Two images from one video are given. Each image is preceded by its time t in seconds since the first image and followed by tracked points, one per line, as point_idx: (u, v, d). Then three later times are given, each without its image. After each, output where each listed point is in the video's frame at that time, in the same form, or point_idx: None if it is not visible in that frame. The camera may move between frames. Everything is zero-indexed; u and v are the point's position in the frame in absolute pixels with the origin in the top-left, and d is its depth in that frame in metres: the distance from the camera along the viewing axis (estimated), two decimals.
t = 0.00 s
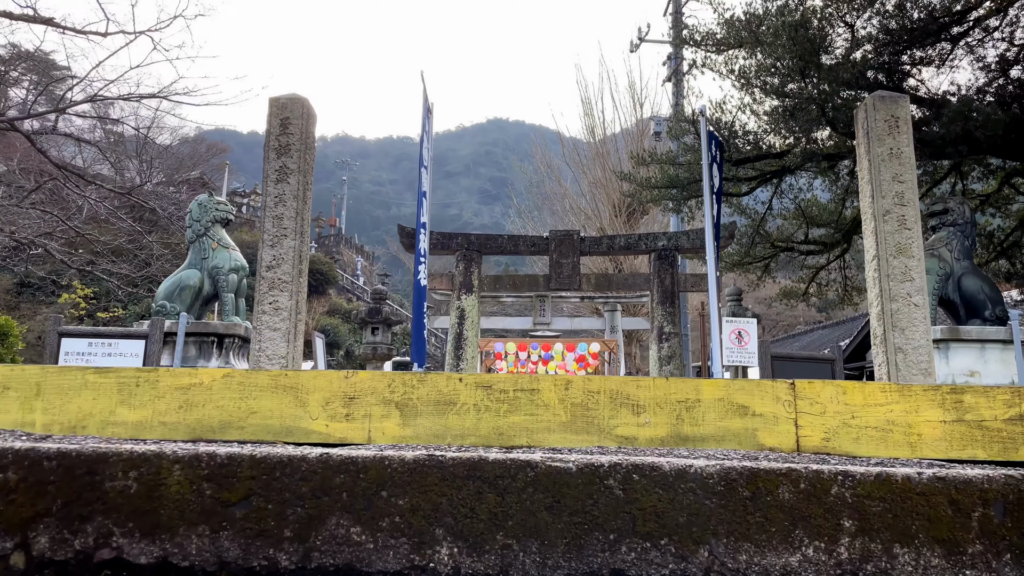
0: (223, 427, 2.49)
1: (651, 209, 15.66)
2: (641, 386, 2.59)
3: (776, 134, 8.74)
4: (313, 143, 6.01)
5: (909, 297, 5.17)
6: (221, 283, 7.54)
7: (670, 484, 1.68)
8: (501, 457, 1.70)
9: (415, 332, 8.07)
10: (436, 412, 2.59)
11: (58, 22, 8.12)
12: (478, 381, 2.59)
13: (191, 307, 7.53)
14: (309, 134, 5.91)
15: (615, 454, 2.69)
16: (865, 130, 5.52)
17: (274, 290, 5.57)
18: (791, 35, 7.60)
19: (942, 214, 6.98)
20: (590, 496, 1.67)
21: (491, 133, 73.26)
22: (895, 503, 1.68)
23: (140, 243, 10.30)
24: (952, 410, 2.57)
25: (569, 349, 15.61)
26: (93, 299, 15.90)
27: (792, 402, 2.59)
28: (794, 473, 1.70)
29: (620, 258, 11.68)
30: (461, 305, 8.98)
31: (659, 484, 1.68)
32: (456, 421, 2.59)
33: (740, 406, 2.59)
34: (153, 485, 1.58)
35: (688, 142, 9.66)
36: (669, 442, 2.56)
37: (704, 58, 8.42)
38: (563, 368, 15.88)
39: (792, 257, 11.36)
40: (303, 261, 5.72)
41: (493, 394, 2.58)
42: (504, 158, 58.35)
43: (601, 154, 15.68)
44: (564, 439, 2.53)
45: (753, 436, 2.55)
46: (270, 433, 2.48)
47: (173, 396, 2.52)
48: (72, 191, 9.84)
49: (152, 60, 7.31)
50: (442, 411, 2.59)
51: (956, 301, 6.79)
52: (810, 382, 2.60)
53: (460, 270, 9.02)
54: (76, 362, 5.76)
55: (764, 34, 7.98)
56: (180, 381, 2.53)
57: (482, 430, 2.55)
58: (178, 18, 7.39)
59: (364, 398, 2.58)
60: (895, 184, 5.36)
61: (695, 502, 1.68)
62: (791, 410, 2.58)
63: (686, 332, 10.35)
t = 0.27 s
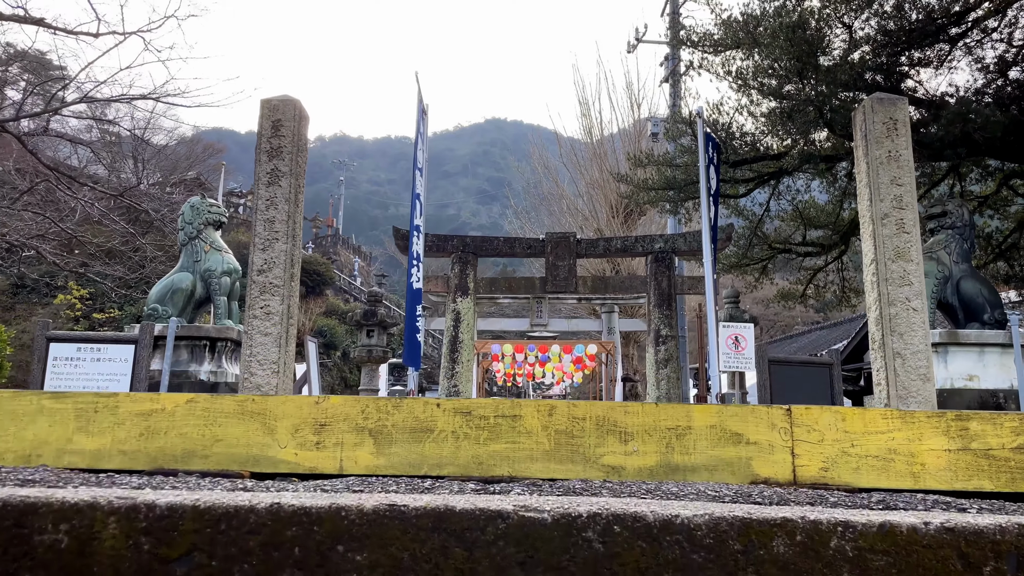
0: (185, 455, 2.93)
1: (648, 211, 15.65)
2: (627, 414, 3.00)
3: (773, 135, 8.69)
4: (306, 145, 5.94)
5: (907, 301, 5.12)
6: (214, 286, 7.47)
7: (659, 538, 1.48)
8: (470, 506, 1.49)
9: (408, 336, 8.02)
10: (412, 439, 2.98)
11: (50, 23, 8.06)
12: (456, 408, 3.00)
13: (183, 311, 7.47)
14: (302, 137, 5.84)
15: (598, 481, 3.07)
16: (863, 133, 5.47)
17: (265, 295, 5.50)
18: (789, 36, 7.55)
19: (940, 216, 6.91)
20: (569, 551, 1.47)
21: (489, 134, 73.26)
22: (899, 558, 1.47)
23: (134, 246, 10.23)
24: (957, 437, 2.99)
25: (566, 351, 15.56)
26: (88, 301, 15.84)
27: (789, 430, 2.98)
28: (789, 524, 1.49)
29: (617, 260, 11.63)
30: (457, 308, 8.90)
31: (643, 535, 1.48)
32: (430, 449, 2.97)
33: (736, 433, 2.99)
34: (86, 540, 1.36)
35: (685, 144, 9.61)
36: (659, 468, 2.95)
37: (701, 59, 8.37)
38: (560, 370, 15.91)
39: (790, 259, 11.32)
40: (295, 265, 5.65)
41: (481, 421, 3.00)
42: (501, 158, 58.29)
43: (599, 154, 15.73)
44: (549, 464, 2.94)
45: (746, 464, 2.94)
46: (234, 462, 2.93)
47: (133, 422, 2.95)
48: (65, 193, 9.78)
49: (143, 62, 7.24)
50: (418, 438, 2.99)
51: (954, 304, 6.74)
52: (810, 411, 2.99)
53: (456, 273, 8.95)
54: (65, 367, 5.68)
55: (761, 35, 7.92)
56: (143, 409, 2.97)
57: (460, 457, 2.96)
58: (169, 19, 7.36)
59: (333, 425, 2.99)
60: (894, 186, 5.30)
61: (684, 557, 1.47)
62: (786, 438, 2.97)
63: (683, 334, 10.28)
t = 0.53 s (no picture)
0: (163, 472, 2.89)
1: (646, 212, 15.65)
2: (622, 429, 2.98)
3: (772, 137, 8.67)
4: (301, 146, 5.90)
5: (907, 304, 5.08)
6: (209, 288, 7.42)
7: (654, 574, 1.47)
8: (456, 538, 1.51)
9: (404, 337, 7.94)
10: (400, 456, 2.96)
11: (45, 23, 8.00)
12: (448, 423, 2.98)
13: (178, 313, 7.41)
14: (297, 138, 5.80)
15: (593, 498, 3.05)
16: (863, 135, 5.44)
17: (260, 297, 5.45)
18: (788, 37, 7.53)
19: (939, 219, 6.84)
20: None
21: (488, 135, 73.26)
22: None
23: (129, 248, 10.18)
24: (968, 455, 3.00)
25: (564, 353, 15.52)
26: (85, 301, 15.79)
27: (791, 447, 2.97)
28: (798, 556, 1.48)
29: (616, 262, 11.59)
30: (454, 310, 8.83)
31: (642, 570, 1.48)
32: (419, 464, 2.95)
33: (736, 451, 2.98)
34: (44, 573, 1.35)
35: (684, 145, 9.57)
36: (657, 485, 2.94)
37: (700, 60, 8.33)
38: (558, 371, 15.82)
39: (789, 262, 11.30)
40: (290, 267, 5.60)
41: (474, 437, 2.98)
42: (500, 159, 58.26)
43: (597, 155, 15.73)
44: (541, 478, 2.94)
45: (748, 481, 2.93)
46: (214, 479, 2.89)
47: (109, 437, 2.92)
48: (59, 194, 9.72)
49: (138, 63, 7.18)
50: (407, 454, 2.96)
51: (954, 307, 6.69)
52: (812, 427, 2.98)
53: (454, 275, 8.90)
54: (57, 370, 5.61)
55: (761, 36, 7.89)
56: (121, 423, 2.93)
57: (450, 474, 2.94)
58: (165, 18, 7.37)
59: (319, 438, 2.96)
60: (894, 189, 5.27)
61: None
62: (789, 455, 2.96)
63: (682, 336, 10.24)
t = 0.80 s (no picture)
0: (148, 480, 2.84)
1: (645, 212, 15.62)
2: (626, 436, 2.94)
3: (772, 137, 8.63)
4: (299, 145, 5.84)
5: (910, 305, 5.04)
6: (206, 287, 7.36)
7: None
8: (456, 558, 1.52)
9: (402, 337, 7.89)
10: (396, 463, 2.91)
11: (40, 20, 7.94)
12: (446, 427, 2.92)
13: (175, 312, 7.35)
14: (294, 136, 5.74)
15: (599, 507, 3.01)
16: (865, 134, 5.39)
17: (257, 296, 5.40)
18: (789, 37, 7.50)
19: (941, 219, 6.80)
20: None
21: (487, 135, 73.24)
22: None
23: (126, 247, 10.12)
24: (994, 463, 2.96)
25: (563, 355, 15.52)
26: (82, 300, 15.74)
27: (809, 454, 2.94)
28: None
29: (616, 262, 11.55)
30: (453, 310, 8.77)
31: None
32: (417, 473, 2.90)
33: (752, 458, 2.94)
34: None
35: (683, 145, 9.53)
36: (669, 494, 2.91)
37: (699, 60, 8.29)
38: (557, 372, 15.96)
39: (789, 262, 11.26)
40: (287, 266, 5.54)
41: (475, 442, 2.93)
42: (498, 160, 58.20)
43: (596, 155, 15.72)
44: (547, 487, 2.90)
45: (764, 491, 2.89)
46: (202, 486, 2.85)
47: (92, 442, 2.88)
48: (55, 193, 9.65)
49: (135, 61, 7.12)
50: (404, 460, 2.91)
51: (956, 309, 6.65)
52: (831, 432, 2.96)
53: (452, 275, 8.85)
54: (52, 370, 5.53)
55: (761, 36, 7.86)
56: (105, 428, 2.88)
57: (449, 482, 2.89)
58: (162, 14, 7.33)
59: (314, 444, 2.91)
60: (896, 188, 5.23)
61: None
62: (807, 462, 2.93)
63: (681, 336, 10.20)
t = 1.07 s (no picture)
0: (126, 503, 3.17)
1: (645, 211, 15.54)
2: (641, 459, 3.26)
3: (774, 136, 8.55)
4: (296, 143, 5.76)
5: (916, 307, 4.97)
6: (201, 287, 7.28)
7: None
8: None
9: (400, 337, 7.80)
10: (393, 486, 3.22)
11: (35, 17, 7.85)
12: (447, 448, 3.24)
13: (170, 312, 7.27)
14: (291, 134, 5.66)
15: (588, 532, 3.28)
16: (869, 133, 5.32)
17: (253, 297, 5.32)
18: (792, 35, 7.42)
19: (945, 219, 6.73)
20: None
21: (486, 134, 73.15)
22: None
23: (122, 245, 10.02)
24: None
25: (562, 355, 15.45)
26: (79, 299, 15.67)
27: (838, 477, 3.25)
28: None
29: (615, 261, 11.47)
30: (451, 311, 8.67)
31: None
32: (419, 497, 3.21)
33: (778, 481, 3.25)
34: None
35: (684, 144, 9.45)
36: (687, 517, 3.22)
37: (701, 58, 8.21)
38: (556, 372, 15.86)
39: (790, 262, 11.18)
40: (284, 266, 5.46)
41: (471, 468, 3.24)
42: (497, 158, 58.10)
43: (596, 154, 15.64)
44: (557, 512, 3.21)
45: (792, 513, 3.22)
46: (185, 510, 3.16)
47: (69, 461, 3.22)
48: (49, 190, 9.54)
49: (131, 57, 7.00)
50: (404, 481, 3.22)
51: (959, 310, 6.59)
52: (864, 455, 3.27)
53: (451, 275, 8.76)
54: (44, 371, 5.48)
55: (764, 34, 7.78)
56: (79, 447, 3.23)
57: (450, 507, 3.20)
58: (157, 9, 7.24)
59: (298, 466, 3.22)
60: (902, 189, 5.16)
61: None
62: (834, 485, 3.25)
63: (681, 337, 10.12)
